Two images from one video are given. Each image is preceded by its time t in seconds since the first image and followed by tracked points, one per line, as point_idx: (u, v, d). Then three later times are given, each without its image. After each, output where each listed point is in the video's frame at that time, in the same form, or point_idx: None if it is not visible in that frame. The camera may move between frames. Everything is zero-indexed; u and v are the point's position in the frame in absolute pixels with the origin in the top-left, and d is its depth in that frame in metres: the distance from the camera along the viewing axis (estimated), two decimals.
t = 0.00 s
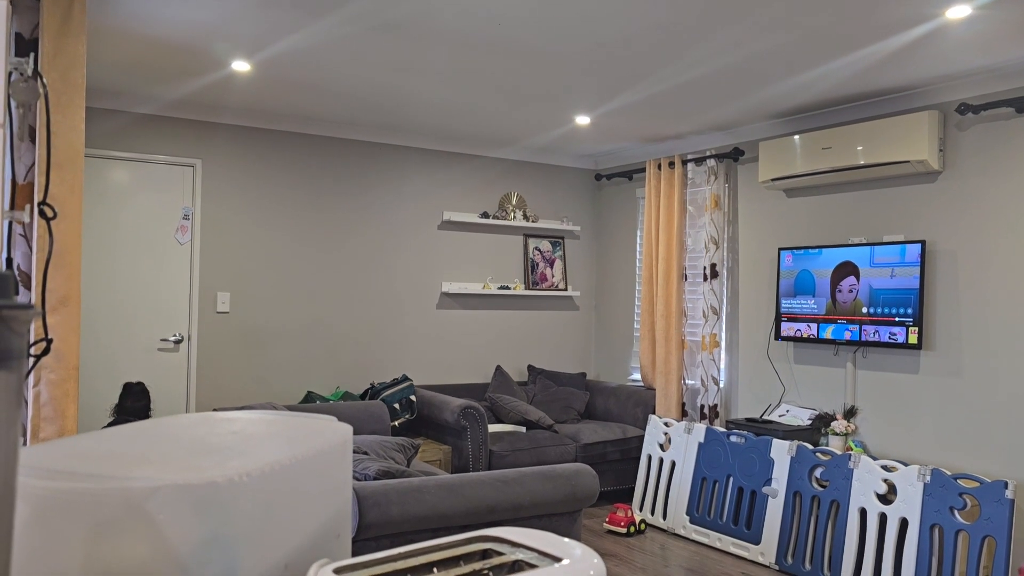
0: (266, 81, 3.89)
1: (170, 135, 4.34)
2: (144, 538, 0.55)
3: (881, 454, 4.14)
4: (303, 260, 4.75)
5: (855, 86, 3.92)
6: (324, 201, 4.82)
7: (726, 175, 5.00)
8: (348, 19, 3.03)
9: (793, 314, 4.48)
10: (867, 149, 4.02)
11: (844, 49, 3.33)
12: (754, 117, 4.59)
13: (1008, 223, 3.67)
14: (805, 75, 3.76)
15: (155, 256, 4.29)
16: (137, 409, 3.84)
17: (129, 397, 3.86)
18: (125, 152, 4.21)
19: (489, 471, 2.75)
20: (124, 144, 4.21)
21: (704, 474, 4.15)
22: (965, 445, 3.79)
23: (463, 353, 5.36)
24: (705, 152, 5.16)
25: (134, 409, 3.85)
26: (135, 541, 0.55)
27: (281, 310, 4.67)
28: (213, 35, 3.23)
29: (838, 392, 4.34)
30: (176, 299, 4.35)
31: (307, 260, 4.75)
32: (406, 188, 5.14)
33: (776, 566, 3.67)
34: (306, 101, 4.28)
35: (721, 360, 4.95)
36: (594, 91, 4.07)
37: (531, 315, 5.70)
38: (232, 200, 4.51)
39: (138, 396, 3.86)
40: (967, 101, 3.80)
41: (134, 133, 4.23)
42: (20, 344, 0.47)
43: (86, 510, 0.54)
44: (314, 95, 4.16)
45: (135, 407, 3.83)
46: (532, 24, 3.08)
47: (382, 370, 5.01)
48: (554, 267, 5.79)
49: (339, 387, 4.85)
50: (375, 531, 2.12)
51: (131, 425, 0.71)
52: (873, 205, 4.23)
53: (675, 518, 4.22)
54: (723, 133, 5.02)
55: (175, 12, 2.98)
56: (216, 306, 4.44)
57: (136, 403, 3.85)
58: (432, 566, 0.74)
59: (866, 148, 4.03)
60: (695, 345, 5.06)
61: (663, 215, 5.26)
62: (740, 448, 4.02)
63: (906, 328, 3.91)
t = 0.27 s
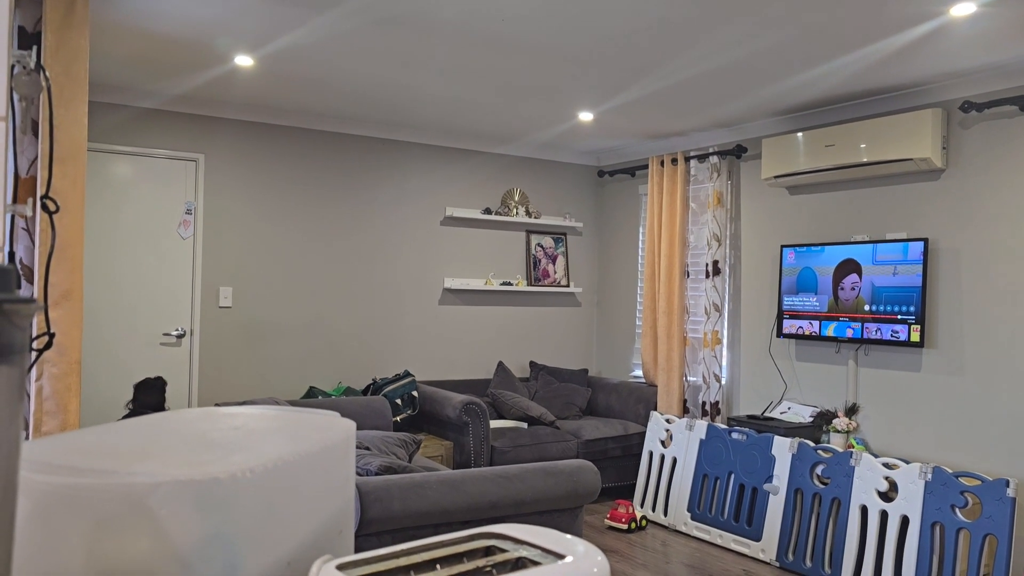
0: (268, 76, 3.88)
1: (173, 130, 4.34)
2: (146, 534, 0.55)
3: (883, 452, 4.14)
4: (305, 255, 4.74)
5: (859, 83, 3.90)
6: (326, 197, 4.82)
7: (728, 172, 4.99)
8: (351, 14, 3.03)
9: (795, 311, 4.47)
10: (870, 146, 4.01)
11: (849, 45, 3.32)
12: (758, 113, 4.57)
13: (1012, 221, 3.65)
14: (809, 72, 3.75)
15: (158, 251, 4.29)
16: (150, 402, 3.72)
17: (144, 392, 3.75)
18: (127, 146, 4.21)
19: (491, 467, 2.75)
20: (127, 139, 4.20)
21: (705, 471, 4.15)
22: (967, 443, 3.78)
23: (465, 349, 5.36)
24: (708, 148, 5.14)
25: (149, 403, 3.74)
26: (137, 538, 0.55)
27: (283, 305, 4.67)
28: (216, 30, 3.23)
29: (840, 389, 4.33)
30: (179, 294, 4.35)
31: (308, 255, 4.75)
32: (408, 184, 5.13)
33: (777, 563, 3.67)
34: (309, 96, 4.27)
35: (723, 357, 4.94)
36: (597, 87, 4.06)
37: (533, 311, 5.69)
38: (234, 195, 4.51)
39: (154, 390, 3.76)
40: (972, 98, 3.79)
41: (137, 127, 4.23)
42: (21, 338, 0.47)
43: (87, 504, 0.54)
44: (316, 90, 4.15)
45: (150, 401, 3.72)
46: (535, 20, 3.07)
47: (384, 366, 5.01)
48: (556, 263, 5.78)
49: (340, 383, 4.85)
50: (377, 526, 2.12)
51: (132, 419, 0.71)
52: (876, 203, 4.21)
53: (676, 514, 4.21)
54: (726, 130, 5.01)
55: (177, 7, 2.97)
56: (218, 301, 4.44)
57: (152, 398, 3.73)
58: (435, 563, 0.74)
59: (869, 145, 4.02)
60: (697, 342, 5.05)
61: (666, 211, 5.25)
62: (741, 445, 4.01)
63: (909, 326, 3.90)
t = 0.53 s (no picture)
0: (271, 70, 3.88)
1: (175, 124, 4.33)
2: (146, 529, 0.55)
3: (883, 450, 4.13)
4: (307, 250, 4.74)
5: (864, 80, 3.89)
6: (328, 192, 4.81)
7: (731, 169, 4.97)
8: (353, 9, 3.02)
9: (797, 308, 4.47)
10: (873, 144, 4.00)
11: (854, 42, 3.30)
12: (761, 110, 4.56)
13: (1015, 220, 3.64)
14: (813, 69, 3.74)
15: (160, 244, 4.29)
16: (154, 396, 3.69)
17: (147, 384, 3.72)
18: (129, 139, 4.20)
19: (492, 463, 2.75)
20: (129, 132, 4.20)
21: (705, 468, 4.15)
22: (968, 442, 3.77)
23: (466, 344, 5.36)
24: (711, 145, 5.13)
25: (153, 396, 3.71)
26: (137, 533, 0.55)
27: (284, 300, 4.66)
28: (218, 24, 3.22)
29: (841, 387, 4.33)
30: (180, 288, 4.34)
31: (310, 250, 4.75)
32: (410, 179, 5.12)
33: (777, 560, 3.66)
34: (311, 90, 4.26)
35: (724, 354, 4.93)
36: (600, 83, 4.05)
37: (534, 307, 5.69)
38: (236, 190, 4.50)
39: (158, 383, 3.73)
40: (976, 96, 3.77)
41: (140, 121, 4.23)
42: (21, 332, 0.46)
43: (86, 500, 0.54)
44: (318, 85, 4.14)
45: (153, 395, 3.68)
46: (538, 15, 3.06)
47: (385, 361, 5.01)
48: (558, 259, 5.78)
49: (342, 377, 4.85)
50: (377, 521, 2.12)
51: (133, 413, 0.71)
52: (879, 200, 4.20)
53: (677, 511, 4.21)
54: (729, 127, 4.99)
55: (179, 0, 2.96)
56: (220, 295, 4.44)
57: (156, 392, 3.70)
58: (437, 560, 0.73)
59: (872, 143, 4.00)
60: (699, 339, 5.04)
61: (668, 208, 5.24)
62: (742, 442, 4.01)
63: (910, 324, 3.90)
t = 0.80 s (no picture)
0: (278, 65, 3.88)
1: (182, 119, 4.33)
2: (166, 527, 0.55)
3: (887, 450, 4.13)
4: (312, 246, 4.74)
5: (872, 79, 3.87)
6: (333, 187, 4.81)
7: (736, 167, 4.96)
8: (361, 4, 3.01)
9: (802, 307, 4.46)
10: (879, 143, 3.98)
11: (865, 40, 3.28)
12: (768, 109, 4.54)
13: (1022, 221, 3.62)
14: (821, 68, 3.72)
15: (166, 239, 4.30)
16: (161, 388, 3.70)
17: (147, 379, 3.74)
18: (135, 133, 4.20)
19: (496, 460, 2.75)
20: (135, 127, 4.20)
21: (709, 467, 4.15)
22: (973, 443, 3.77)
23: (470, 341, 5.36)
24: (717, 143, 5.11)
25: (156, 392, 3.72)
26: (156, 530, 0.55)
27: (289, 295, 4.67)
28: (225, 19, 3.22)
29: (846, 386, 4.32)
30: (185, 282, 4.35)
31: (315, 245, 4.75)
32: (416, 175, 5.12)
33: (780, 559, 3.66)
34: (317, 86, 4.26)
35: (728, 353, 4.93)
36: (607, 80, 4.04)
37: (538, 304, 5.68)
38: (242, 185, 4.51)
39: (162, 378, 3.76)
40: (984, 96, 3.76)
41: (147, 116, 4.23)
42: (47, 333, 0.46)
43: (106, 497, 0.54)
44: (325, 80, 4.14)
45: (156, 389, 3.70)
46: (546, 11, 3.05)
47: (389, 357, 5.01)
48: (562, 257, 5.77)
49: (346, 373, 4.86)
50: (382, 517, 2.12)
51: (148, 411, 0.71)
52: (886, 200, 4.18)
53: (680, 509, 4.21)
54: (735, 125, 4.97)
55: None
56: (225, 290, 4.44)
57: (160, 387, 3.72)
58: (452, 560, 0.73)
59: (879, 142, 3.99)
60: (703, 337, 5.04)
61: (673, 206, 5.22)
62: (746, 441, 4.01)
63: (915, 324, 3.87)
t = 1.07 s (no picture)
0: (289, 60, 3.88)
1: (193, 114, 4.35)
2: (171, 522, 0.55)
3: (897, 449, 4.10)
4: (321, 241, 4.75)
5: (886, 76, 3.83)
6: (343, 183, 4.82)
7: (748, 164, 4.92)
8: None
9: (812, 306, 4.43)
10: (892, 141, 3.95)
11: (879, 37, 3.25)
12: (780, 106, 4.51)
13: None
14: (834, 64, 3.69)
15: (177, 233, 4.32)
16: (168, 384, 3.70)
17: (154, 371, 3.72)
18: (146, 128, 4.22)
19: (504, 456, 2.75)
20: (147, 122, 4.22)
21: (717, 465, 4.14)
22: (985, 444, 3.73)
23: (479, 337, 5.36)
24: (728, 140, 5.08)
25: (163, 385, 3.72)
26: (162, 525, 0.55)
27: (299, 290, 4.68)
28: (236, 14, 3.22)
29: (856, 385, 4.29)
30: (196, 277, 4.37)
31: (325, 241, 4.75)
32: (426, 171, 5.12)
33: (789, 558, 3.64)
34: (327, 81, 4.27)
35: (738, 351, 4.91)
36: (617, 76, 4.02)
37: (548, 301, 5.68)
38: (252, 180, 4.52)
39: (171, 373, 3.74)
40: (998, 94, 3.71)
41: (159, 111, 4.25)
42: (52, 326, 0.46)
43: (112, 493, 0.54)
44: (335, 76, 4.14)
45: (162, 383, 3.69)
46: (556, 7, 3.03)
47: (398, 352, 5.02)
48: (572, 253, 5.76)
49: (355, 368, 4.87)
50: (390, 513, 2.12)
51: (156, 406, 0.71)
52: (898, 198, 4.14)
53: (688, 507, 4.20)
54: (747, 122, 4.94)
55: None
56: (235, 285, 4.46)
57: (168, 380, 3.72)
58: (458, 558, 0.73)
59: (891, 140, 3.95)
60: (712, 335, 5.01)
61: (683, 203, 5.20)
62: (755, 440, 3.99)
63: (927, 323, 3.85)
